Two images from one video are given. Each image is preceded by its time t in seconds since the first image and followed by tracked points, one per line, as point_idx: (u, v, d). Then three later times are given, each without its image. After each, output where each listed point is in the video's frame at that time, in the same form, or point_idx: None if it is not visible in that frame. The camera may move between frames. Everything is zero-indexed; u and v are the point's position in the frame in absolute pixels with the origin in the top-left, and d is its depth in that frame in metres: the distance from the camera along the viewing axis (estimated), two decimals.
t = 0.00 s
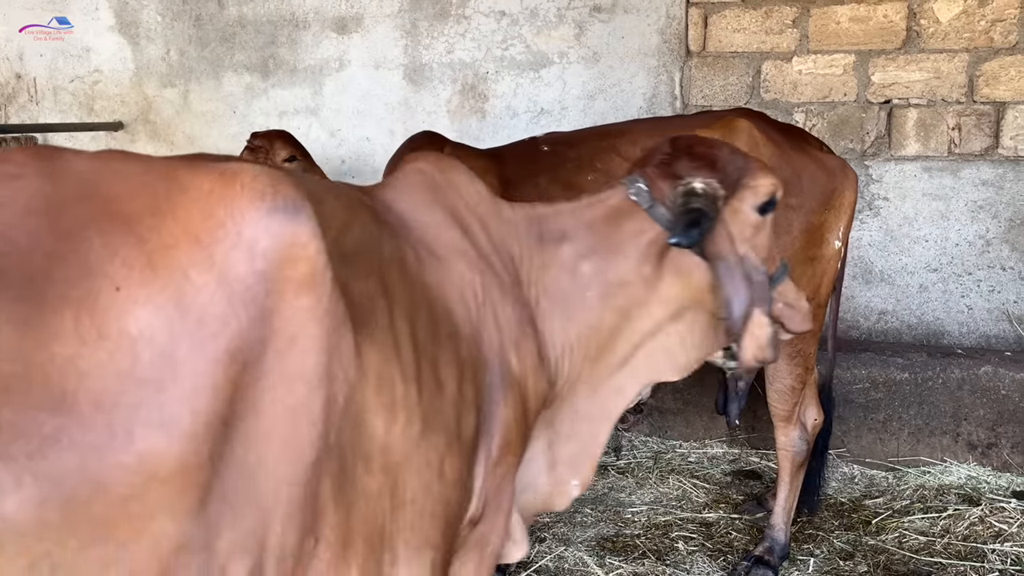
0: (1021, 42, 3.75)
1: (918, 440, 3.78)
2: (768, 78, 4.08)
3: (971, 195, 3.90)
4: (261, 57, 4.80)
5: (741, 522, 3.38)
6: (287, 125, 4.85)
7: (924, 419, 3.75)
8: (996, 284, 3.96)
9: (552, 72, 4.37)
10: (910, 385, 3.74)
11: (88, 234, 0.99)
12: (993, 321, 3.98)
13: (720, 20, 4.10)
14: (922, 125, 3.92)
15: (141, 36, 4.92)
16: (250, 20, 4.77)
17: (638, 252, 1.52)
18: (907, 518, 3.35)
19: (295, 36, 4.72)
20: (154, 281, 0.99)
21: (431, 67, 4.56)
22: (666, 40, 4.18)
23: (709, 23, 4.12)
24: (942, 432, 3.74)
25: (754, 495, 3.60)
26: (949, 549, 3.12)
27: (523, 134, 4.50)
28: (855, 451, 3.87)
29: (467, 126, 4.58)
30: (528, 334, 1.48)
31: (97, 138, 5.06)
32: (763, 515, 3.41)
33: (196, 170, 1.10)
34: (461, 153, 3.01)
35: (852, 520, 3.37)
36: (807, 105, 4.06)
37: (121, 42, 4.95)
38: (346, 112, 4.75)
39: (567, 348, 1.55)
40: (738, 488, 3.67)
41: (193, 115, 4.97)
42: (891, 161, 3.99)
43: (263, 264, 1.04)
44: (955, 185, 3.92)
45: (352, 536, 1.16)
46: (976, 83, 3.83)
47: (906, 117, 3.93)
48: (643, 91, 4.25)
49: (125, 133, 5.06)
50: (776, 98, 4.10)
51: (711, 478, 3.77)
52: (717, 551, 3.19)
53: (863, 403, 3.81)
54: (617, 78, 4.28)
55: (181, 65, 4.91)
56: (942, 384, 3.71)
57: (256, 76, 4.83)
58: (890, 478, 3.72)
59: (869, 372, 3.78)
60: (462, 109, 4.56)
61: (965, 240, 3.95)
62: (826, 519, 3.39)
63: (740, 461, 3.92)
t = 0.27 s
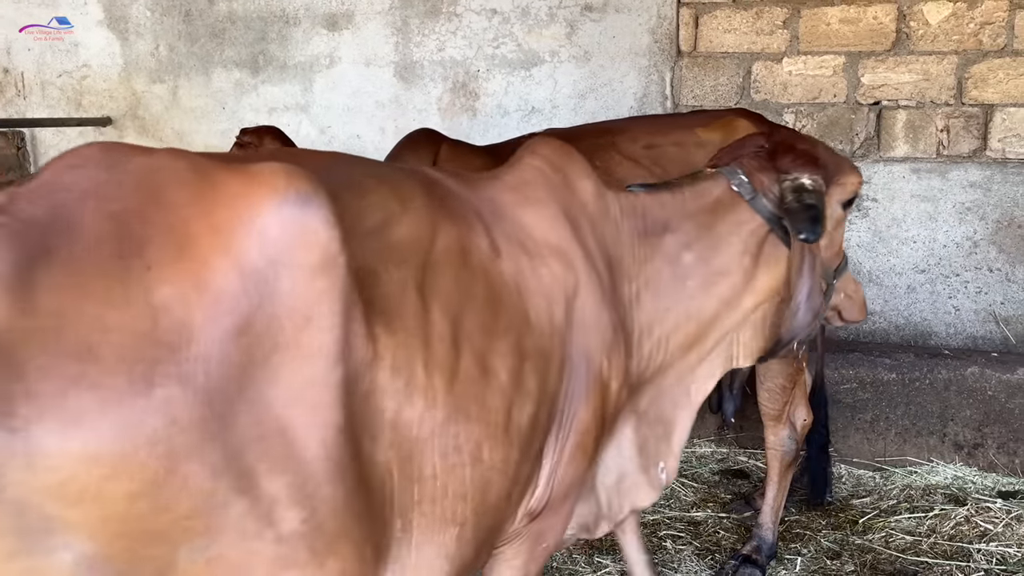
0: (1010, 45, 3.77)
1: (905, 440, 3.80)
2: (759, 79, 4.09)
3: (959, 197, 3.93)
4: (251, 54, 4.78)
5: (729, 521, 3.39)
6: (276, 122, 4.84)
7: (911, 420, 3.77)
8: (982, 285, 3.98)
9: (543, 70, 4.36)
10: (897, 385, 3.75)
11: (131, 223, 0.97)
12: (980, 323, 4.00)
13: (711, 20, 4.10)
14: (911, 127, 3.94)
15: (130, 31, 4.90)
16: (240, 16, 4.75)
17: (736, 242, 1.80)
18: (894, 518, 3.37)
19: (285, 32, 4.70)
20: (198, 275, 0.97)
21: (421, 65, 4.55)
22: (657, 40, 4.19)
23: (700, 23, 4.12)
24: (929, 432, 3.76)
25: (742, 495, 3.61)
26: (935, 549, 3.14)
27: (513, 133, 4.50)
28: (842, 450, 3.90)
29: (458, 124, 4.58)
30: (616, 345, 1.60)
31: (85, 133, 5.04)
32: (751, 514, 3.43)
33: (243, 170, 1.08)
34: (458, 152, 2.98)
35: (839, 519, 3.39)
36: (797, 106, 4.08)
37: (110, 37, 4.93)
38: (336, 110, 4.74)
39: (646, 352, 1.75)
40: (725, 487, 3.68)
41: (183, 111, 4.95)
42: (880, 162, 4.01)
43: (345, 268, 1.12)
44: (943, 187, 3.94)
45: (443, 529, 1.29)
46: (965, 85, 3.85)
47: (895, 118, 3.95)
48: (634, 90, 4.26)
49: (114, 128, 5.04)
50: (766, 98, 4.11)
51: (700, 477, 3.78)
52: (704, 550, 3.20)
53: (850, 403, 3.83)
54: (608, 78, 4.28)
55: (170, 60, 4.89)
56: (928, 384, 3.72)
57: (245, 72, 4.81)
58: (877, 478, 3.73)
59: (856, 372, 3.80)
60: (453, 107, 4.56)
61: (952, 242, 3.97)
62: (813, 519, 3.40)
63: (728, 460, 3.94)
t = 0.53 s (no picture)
0: (996, 47, 3.80)
1: (890, 439, 3.82)
2: (747, 79, 4.11)
3: (945, 198, 3.96)
4: (239, 48, 4.75)
5: (715, 518, 3.41)
6: (264, 117, 4.82)
7: (896, 418, 3.79)
8: (967, 285, 4.02)
9: (533, 68, 4.36)
10: (883, 384, 3.77)
11: (278, 210, 1.21)
12: (965, 322, 4.03)
13: (701, 19, 4.11)
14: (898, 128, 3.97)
15: (117, 25, 4.87)
16: (229, 10, 4.72)
17: (817, 219, 2.07)
18: (878, 516, 3.39)
19: (274, 27, 4.68)
20: (336, 248, 1.20)
21: (411, 61, 4.54)
22: (647, 39, 4.19)
23: (690, 22, 4.13)
24: (913, 430, 3.78)
25: (728, 492, 3.63)
26: (919, 546, 3.16)
27: (503, 130, 4.50)
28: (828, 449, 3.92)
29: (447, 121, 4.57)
30: (689, 326, 1.85)
31: (72, 127, 5.02)
32: (737, 511, 3.44)
33: (364, 163, 1.30)
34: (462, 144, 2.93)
35: (825, 517, 3.41)
36: (786, 106, 4.10)
37: (96, 30, 4.90)
38: (325, 105, 4.72)
39: (718, 330, 2.01)
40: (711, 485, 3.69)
41: (170, 105, 4.92)
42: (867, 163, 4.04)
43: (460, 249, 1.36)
44: (929, 188, 3.97)
45: (546, 481, 1.55)
46: (951, 87, 3.88)
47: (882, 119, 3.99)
48: (624, 89, 4.26)
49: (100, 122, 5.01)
50: (754, 98, 4.13)
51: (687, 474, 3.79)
52: (691, 547, 3.21)
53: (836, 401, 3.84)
54: (597, 76, 4.28)
55: (158, 54, 4.86)
56: (913, 383, 3.75)
57: (233, 67, 4.78)
58: (862, 476, 3.76)
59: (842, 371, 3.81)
60: (442, 104, 4.56)
61: (938, 242, 4.01)
62: (799, 516, 3.43)
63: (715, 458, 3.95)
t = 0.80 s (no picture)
0: (978, 50, 3.83)
1: (870, 437, 3.85)
2: (732, 79, 4.12)
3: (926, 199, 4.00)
4: (223, 42, 4.72)
5: (698, 515, 3.42)
6: (247, 112, 4.79)
7: (877, 417, 3.82)
8: (948, 286, 4.06)
9: (519, 65, 4.36)
10: (864, 383, 3.80)
11: (413, 207, 1.34)
12: (945, 323, 4.07)
13: (686, 19, 4.12)
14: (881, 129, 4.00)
15: (99, 17, 4.83)
16: (212, 3, 4.68)
17: (873, 219, 2.28)
18: (858, 514, 3.42)
19: (258, 22, 4.65)
20: (465, 245, 1.33)
21: (396, 57, 4.53)
22: (633, 38, 4.19)
23: (675, 21, 4.14)
24: (894, 429, 3.82)
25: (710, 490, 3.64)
26: (899, 544, 3.19)
27: (488, 127, 4.49)
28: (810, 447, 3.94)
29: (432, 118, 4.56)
30: (770, 312, 1.94)
31: (52, 120, 4.97)
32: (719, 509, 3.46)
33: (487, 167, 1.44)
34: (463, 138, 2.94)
35: (805, 515, 3.43)
36: (770, 106, 4.12)
37: (78, 22, 4.86)
38: (309, 100, 4.70)
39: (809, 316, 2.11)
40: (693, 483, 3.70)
41: (152, 99, 4.88)
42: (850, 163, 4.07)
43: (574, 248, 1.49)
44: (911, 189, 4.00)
45: (620, 460, 1.67)
46: (933, 89, 3.91)
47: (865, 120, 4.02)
48: (609, 87, 4.27)
49: (81, 115, 4.96)
50: (738, 98, 4.14)
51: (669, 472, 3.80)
52: (673, 544, 3.23)
53: (818, 400, 3.86)
54: (583, 74, 4.28)
55: (140, 47, 4.83)
56: (895, 382, 3.77)
57: (216, 61, 4.75)
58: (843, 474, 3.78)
59: (824, 370, 3.83)
60: (427, 101, 4.54)
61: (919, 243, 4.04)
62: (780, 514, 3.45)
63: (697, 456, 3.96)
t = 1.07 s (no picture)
0: (956, 51, 3.87)
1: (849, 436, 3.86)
2: (713, 78, 4.12)
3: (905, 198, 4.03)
4: (201, 35, 4.67)
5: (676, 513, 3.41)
6: (225, 106, 4.74)
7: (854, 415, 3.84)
8: (925, 285, 4.09)
9: (501, 61, 4.34)
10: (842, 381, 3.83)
11: (519, 170, 1.51)
12: (922, 322, 4.11)
13: (668, 17, 4.11)
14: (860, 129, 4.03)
15: (74, 8, 4.76)
16: None
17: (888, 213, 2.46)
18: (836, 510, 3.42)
19: (237, 14, 4.60)
20: (561, 214, 1.48)
21: (377, 52, 4.49)
22: (615, 35, 4.19)
23: (657, 19, 4.12)
24: (872, 427, 3.84)
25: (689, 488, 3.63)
26: (876, 541, 3.19)
27: (470, 124, 4.47)
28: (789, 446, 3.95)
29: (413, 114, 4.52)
30: (843, 301, 2.19)
31: (25, 112, 4.89)
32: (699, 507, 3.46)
33: (592, 141, 1.58)
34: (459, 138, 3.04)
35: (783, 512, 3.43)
36: (751, 105, 4.13)
37: (53, 13, 4.79)
38: (289, 94, 4.65)
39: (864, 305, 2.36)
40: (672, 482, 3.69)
41: (128, 91, 4.82)
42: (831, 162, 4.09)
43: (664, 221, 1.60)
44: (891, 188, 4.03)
45: (718, 432, 1.91)
46: (913, 89, 3.93)
47: (844, 120, 4.04)
48: (591, 85, 4.26)
49: (55, 108, 4.87)
50: (720, 97, 4.14)
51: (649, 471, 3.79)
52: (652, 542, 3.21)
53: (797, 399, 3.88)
54: (565, 71, 4.28)
55: (117, 39, 4.77)
56: (872, 381, 3.80)
57: (195, 54, 4.70)
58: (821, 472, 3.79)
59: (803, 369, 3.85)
60: (408, 96, 4.51)
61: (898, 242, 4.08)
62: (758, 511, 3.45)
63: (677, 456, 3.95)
